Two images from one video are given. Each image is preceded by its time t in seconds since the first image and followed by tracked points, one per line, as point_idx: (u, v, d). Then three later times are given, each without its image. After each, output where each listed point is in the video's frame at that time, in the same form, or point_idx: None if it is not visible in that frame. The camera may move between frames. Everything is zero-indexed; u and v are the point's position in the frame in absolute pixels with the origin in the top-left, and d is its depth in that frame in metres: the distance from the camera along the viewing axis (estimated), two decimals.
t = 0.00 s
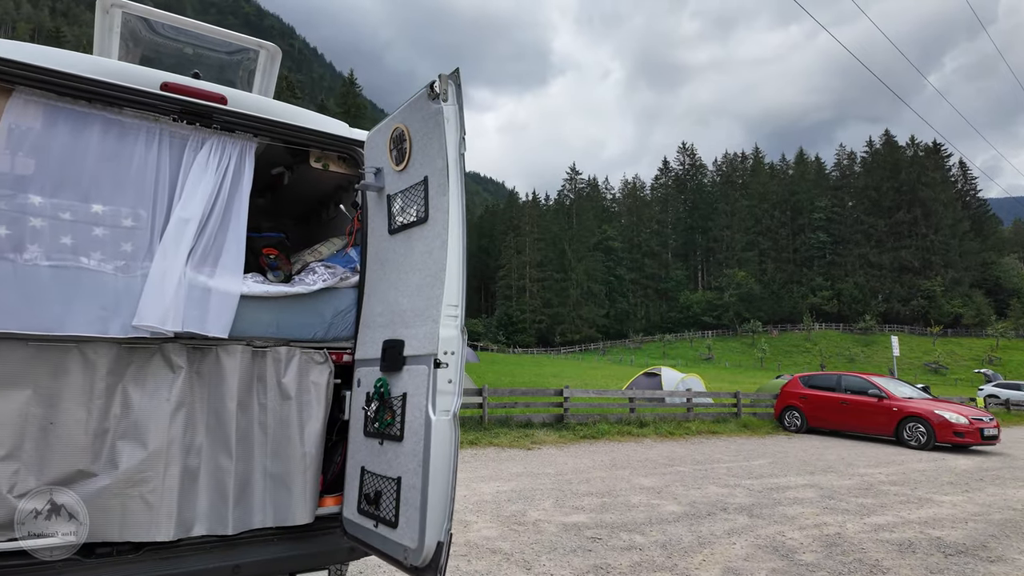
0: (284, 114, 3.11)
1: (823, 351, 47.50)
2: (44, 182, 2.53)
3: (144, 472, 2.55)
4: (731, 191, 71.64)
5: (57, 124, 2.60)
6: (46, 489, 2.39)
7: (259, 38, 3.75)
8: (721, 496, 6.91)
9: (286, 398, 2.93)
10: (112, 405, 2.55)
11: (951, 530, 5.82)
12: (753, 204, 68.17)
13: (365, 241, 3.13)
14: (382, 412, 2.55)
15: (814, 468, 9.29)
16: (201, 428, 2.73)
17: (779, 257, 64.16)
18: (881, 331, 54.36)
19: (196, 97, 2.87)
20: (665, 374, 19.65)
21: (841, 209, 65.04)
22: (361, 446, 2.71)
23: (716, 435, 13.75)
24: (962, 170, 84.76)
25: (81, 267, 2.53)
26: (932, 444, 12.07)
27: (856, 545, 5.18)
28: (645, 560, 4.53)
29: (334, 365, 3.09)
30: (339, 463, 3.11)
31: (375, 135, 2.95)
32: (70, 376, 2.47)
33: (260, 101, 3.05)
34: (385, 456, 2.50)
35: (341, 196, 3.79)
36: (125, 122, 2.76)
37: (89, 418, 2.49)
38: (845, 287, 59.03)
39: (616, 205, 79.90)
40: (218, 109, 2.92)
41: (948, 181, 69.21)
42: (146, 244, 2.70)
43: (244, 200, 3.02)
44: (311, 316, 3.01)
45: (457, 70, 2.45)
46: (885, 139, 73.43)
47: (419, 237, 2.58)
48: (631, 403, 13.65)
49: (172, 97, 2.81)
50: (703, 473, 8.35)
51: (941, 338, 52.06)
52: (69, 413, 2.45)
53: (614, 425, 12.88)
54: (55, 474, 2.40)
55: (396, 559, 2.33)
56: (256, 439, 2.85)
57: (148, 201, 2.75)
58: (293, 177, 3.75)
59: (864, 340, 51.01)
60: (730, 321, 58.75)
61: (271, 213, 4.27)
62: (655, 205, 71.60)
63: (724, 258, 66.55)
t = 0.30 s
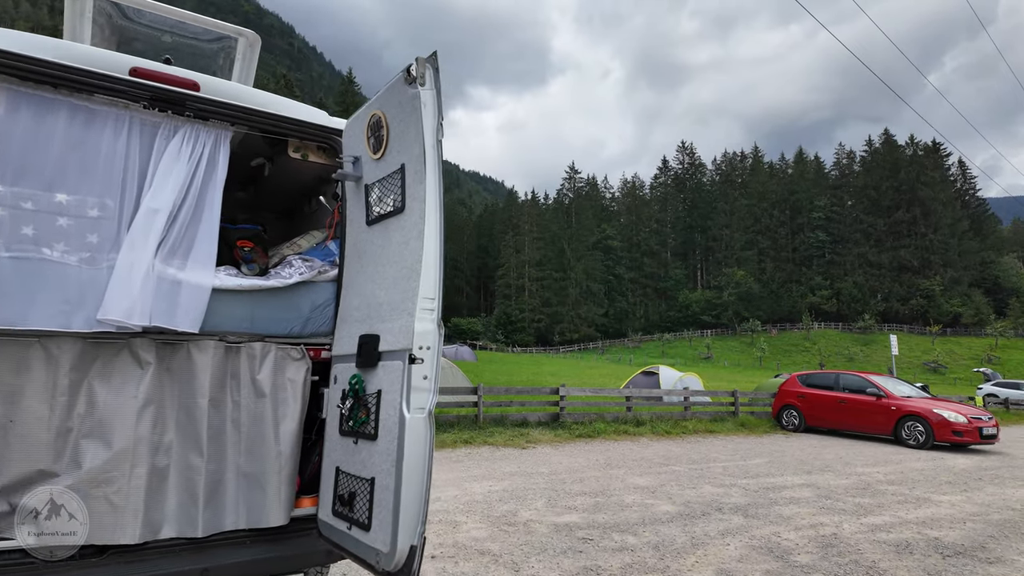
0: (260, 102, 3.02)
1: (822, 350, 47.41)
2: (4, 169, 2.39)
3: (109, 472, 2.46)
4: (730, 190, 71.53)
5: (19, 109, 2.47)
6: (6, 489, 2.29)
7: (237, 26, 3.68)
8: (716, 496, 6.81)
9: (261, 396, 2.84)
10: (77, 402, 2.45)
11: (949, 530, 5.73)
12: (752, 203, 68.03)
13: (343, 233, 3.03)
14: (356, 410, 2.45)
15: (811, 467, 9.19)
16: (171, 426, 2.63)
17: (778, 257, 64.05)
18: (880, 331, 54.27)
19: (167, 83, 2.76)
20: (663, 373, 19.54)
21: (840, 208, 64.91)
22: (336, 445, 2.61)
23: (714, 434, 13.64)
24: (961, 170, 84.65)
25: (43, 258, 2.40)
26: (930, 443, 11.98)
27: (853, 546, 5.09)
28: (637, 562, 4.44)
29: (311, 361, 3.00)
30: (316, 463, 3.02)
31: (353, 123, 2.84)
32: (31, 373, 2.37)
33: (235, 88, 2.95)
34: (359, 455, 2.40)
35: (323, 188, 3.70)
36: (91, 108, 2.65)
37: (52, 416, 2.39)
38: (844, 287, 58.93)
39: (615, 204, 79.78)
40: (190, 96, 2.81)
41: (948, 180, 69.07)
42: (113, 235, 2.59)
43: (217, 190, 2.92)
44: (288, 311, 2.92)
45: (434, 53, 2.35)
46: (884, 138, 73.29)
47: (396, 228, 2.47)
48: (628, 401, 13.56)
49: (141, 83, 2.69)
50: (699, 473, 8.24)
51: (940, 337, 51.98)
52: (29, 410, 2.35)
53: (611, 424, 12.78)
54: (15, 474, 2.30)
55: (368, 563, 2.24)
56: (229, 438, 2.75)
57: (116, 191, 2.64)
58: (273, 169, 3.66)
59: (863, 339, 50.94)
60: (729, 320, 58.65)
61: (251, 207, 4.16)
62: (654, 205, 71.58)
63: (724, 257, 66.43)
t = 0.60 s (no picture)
0: (224, 91, 2.89)
1: (822, 349, 47.29)
2: None
3: (56, 481, 2.30)
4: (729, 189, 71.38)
5: None
6: None
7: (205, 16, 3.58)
8: (711, 499, 6.67)
9: (224, 400, 2.71)
10: (24, 407, 2.29)
11: (948, 534, 5.59)
12: (752, 202, 67.87)
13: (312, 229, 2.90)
14: (319, 415, 2.31)
15: (808, 469, 9.05)
16: (127, 432, 2.48)
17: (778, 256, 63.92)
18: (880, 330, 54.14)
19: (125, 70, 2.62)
20: (661, 372, 19.39)
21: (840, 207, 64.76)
22: (300, 452, 2.47)
23: (711, 434, 13.51)
24: (961, 169, 84.48)
25: None
26: (930, 444, 11.85)
27: (849, 552, 4.95)
28: (626, 569, 4.29)
29: (279, 363, 2.87)
30: (284, 469, 2.88)
31: (320, 112, 2.70)
32: None
33: (197, 76, 2.82)
34: (322, 463, 2.26)
35: (296, 182, 3.57)
36: (41, 96, 2.49)
37: None
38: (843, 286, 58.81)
39: (615, 203, 79.62)
40: (149, 84, 2.66)
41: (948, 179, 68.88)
42: (64, 231, 2.41)
43: (178, 183, 2.79)
44: (254, 310, 2.78)
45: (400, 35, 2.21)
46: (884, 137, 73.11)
47: (362, 221, 2.32)
48: (625, 402, 13.43)
49: (96, 70, 2.55)
50: (694, 474, 8.10)
51: (940, 336, 51.87)
52: None
53: (606, 424, 12.64)
54: None
55: None
56: (190, 443, 2.62)
57: (67, 183, 2.47)
58: (245, 163, 3.52)
59: (863, 338, 50.81)
60: (728, 320, 58.54)
61: (223, 202, 4.01)
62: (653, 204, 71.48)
63: (723, 256, 66.27)
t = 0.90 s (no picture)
0: (195, 83, 2.84)
1: (822, 350, 47.21)
2: None
3: (16, 486, 2.21)
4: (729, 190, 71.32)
5: None
6: None
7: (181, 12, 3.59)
8: (706, 502, 6.59)
9: (196, 401, 2.63)
10: None
11: (945, 538, 5.52)
12: (751, 204, 67.81)
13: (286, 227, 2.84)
14: (290, 419, 2.23)
15: (805, 471, 8.97)
16: (95, 434, 2.40)
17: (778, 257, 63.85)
18: (880, 331, 54.06)
19: (93, 62, 2.55)
20: (659, 374, 19.30)
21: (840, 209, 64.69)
22: (271, 457, 2.39)
23: (708, 436, 13.43)
24: (960, 170, 84.47)
25: None
26: (928, 446, 11.77)
27: (844, 556, 4.87)
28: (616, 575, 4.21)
29: (253, 364, 2.80)
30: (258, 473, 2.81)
31: (294, 107, 2.64)
32: None
33: (168, 69, 2.76)
34: (292, 468, 2.18)
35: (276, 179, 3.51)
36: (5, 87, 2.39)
37: None
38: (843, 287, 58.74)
39: (614, 204, 79.55)
40: (118, 76, 2.62)
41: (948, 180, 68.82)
42: (25, 227, 2.31)
43: (148, 180, 2.71)
44: (228, 309, 2.71)
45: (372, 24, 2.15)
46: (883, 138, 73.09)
47: (333, 216, 2.25)
48: (622, 403, 13.35)
49: (62, 61, 2.48)
50: (689, 477, 8.03)
51: (940, 338, 51.83)
52: None
53: (603, 426, 12.56)
54: None
55: None
56: (161, 446, 2.54)
57: (31, 178, 2.37)
58: (224, 159, 3.46)
59: (863, 340, 50.74)
60: (728, 321, 58.46)
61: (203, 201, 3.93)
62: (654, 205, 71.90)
63: (723, 257, 66.20)
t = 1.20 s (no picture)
0: (166, 78, 2.78)
1: (818, 352, 47.24)
2: None
3: None
4: (726, 191, 71.37)
5: None
6: None
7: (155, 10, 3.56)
8: (697, 505, 6.55)
9: (166, 404, 2.57)
10: None
11: (937, 541, 5.48)
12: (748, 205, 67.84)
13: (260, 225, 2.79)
14: (258, 422, 2.17)
15: (798, 473, 8.93)
16: (60, 438, 2.34)
17: (774, 258, 63.89)
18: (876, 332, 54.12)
19: (59, 56, 2.48)
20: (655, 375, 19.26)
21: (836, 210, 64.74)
22: (241, 462, 2.33)
23: (703, 437, 13.39)
24: (956, 171, 84.66)
25: None
26: (922, 448, 11.72)
27: (834, 559, 4.83)
28: None
29: (227, 366, 2.73)
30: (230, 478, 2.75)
31: (267, 103, 2.58)
32: None
33: (138, 64, 2.70)
34: (259, 472, 2.12)
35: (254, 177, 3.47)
36: None
37: None
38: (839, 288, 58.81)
39: (611, 206, 79.56)
40: (86, 71, 2.55)
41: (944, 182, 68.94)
42: None
43: (117, 174, 2.65)
44: (201, 310, 2.65)
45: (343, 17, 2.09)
46: (880, 140, 73.18)
47: (303, 214, 2.20)
48: (616, 404, 13.31)
49: (28, 56, 2.42)
50: (682, 479, 7.97)
51: (936, 339, 51.91)
52: None
53: (597, 428, 12.51)
54: None
55: None
56: (130, 450, 2.48)
57: None
58: (203, 156, 3.41)
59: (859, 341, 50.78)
60: (725, 322, 58.46)
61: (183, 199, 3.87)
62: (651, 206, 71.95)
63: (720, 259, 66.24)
